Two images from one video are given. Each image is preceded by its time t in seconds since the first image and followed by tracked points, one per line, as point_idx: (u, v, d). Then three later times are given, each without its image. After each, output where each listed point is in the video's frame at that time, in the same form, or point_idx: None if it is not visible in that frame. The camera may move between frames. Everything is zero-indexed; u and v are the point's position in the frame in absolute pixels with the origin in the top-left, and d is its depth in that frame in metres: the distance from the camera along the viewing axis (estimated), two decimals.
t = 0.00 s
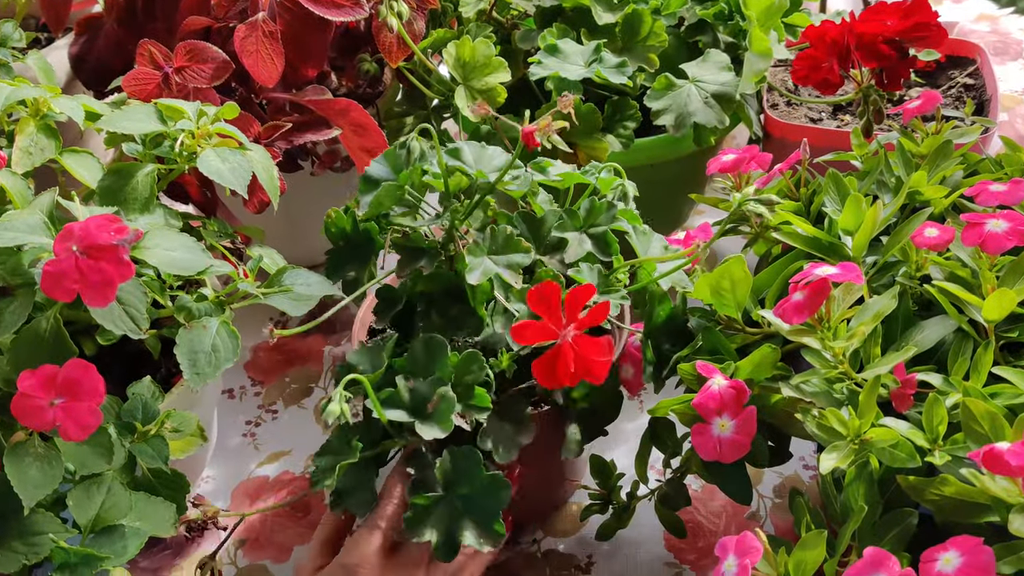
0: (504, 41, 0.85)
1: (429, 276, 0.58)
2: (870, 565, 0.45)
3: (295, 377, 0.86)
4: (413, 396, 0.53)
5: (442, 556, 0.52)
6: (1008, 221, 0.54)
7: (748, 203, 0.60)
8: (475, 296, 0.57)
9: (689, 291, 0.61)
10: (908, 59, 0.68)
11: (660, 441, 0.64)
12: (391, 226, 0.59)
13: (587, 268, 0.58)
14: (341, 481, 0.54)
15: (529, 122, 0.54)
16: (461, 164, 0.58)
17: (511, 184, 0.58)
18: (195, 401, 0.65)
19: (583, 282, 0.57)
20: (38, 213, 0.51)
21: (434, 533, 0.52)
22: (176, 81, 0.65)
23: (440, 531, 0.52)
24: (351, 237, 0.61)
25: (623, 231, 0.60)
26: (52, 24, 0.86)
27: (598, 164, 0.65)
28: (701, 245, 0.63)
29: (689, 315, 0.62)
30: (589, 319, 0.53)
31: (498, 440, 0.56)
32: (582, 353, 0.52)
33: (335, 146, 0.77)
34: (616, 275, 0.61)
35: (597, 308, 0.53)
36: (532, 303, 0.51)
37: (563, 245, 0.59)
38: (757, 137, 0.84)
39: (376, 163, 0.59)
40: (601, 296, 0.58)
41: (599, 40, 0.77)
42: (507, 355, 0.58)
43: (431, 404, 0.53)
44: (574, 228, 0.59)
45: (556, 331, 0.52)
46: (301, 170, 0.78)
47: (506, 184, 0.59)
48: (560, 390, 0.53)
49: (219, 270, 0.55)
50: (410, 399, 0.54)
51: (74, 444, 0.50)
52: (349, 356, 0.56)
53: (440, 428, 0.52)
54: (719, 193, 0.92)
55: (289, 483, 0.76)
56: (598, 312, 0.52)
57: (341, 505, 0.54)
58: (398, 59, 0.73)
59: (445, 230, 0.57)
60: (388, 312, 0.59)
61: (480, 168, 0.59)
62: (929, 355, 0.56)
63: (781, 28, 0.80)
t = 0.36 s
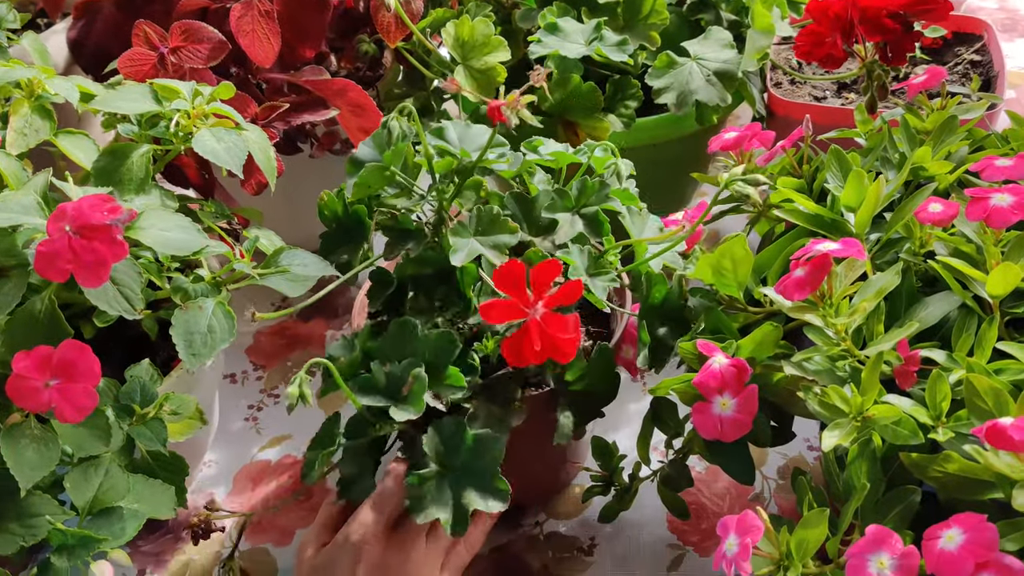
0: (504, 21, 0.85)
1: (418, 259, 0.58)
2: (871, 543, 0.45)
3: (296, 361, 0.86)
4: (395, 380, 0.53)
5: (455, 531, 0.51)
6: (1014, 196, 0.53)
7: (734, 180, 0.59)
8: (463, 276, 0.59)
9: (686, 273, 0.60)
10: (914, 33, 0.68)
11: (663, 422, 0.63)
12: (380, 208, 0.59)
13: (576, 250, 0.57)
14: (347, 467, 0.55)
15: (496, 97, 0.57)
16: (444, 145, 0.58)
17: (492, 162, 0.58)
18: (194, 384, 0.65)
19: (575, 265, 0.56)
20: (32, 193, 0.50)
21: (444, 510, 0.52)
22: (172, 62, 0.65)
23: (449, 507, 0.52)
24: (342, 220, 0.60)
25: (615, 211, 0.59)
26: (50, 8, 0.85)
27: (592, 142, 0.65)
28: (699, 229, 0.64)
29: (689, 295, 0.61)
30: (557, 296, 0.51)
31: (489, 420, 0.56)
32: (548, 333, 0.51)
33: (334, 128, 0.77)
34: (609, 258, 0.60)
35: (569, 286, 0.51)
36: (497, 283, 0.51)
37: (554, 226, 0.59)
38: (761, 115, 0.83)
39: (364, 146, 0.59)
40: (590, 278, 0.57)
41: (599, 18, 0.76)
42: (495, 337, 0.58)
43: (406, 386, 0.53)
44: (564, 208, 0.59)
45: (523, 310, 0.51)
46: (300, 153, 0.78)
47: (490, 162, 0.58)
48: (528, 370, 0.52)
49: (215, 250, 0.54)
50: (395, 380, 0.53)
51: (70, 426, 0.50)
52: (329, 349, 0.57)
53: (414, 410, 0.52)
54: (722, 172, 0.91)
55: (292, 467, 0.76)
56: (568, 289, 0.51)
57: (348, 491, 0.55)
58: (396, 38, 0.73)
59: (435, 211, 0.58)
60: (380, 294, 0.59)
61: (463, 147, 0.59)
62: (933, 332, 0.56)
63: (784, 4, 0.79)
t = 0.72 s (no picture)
0: (497, 20, 0.85)
1: (415, 254, 0.58)
2: (860, 540, 0.44)
3: (290, 360, 0.86)
4: (398, 374, 0.53)
5: (419, 533, 0.52)
6: (1003, 192, 0.53)
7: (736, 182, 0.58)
8: (461, 275, 0.57)
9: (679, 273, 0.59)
10: (904, 30, 0.67)
11: (655, 421, 0.63)
12: (378, 201, 0.58)
13: (573, 250, 0.58)
14: (331, 451, 0.56)
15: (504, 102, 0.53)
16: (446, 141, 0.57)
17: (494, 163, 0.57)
18: (186, 383, 0.65)
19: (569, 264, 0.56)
20: (20, 192, 0.50)
21: (413, 509, 0.52)
22: (163, 61, 0.65)
23: (418, 507, 0.52)
24: (338, 211, 0.59)
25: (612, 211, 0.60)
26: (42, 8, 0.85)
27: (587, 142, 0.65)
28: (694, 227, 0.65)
29: (681, 292, 0.61)
30: (569, 303, 0.52)
31: (478, 417, 0.56)
32: (562, 339, 0.51)
33: (326, 127, 0.77)
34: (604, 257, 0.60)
35: (579, 293, 0.52)
36: (511, 287, 0.51)
37: (551, 224, 0.59)
38: (754, 113, 0.83)
39: (363, 139, 0.59)
40: (588, 278, 0.57)
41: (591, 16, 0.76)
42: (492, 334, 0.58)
43: (409, 379, 0.53)
44: (561, 207, 0.60)
45: (536, 314, 0.51)
46: (293, 152, 0.78)
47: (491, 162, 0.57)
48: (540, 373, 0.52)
49: (204, 249, 0.54)
50: (397, 373, 0.53)
51: (59, 426, 0.50)
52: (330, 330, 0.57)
53: (414, 403, 0.51)
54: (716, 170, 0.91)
55: (285, 465, 0.76)
56: (579, 296, 0.52)
57: (331, 475, 0.56)
58: (388, 37, 0.72)
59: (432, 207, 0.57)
60: (374, 288, 0.58)
61: (465, 145, 0.58)
62: (922, 328, 0.56)
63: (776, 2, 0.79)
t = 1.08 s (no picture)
0: (496, 20, 0.84)
1: (423, 243, 0.58)
2: (861, 539, 0.44)
3: (291, 361, 0.86)
4: (415, 353, 0.52)
5: (423, 519, 0.51)
6: (1003, 189, 0.53)
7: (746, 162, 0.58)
8: (471, 263, 0.57)
9: (684, 268, 0.59)
10: (903, 28, 0.67)
11: (656, 420, 0.63)
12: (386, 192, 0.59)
13: (583, 237, 0.58)
14: (330, 441, 0.54)
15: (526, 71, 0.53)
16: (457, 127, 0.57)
17: (507, 150, 0.57)
18: (186, 385, 0.65)
19: (580, 247, 0.56)
20: (18, 196, 0.50)
21: (417, 495, 0.52)
22: (160, 63, 0.65)
23: (423, 493, 0.52)
24: (344, 206, 0.60)
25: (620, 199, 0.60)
26: (41, 11, 0.85)
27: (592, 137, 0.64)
28: (697, 224, 0.64)
29: (683, 291, 0.61)
30: (591, 281, 0.52)
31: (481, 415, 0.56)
32: (584, 317, 0.51)
33: (325, 127, 0.77)
34: (611, 244, 0.60)
35: (601, 273, 0.51)
36: (535, 265, 0.51)
37: (560, 214, 0.58)
38: (753, 112, 0.83)
39: (371, 128, 0.58)
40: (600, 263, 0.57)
41: (590, 15, 0.76)
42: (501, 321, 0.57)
43: (423, 359, 0.52)
44: (570, 198, 0.59)
45: (558, 294, 0.51)
46: (292, 153, 0.78)
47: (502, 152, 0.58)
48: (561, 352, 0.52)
49: (203, 251, 0.54)
50: (413, 353, 0.52)
51: (59, 429, 0.50)
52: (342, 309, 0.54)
53: (433, 382, 0.51)
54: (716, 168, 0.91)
55: (287, 467, 0.76)
56: (602, 276, 0.51)
57: (329, 465, 0.54)
58: (386, 38, 0.72)
59: (441, 196, 0.57)
60: (378, 279, 0.59)
61: (476, 132, 0.58)
62: (923, 326, 0.56)
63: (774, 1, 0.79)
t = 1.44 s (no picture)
0: (501, 18, 0.85)
1: (427, 241, 0.58)
2: (868, 536, 0.44)
3: (296, 360, 0.86)
4: (427, 339, 0.52)
5: (427, 507, 0.51)
6: (1010, 184, 0.52)
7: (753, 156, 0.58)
8: (480, 255, 0.58)
9: (690, 263, 0.59)
10: (909, 23, 0.67)
11: (662, 418, 0.62)
12: (395, 184, 0.59)
13: (590, 229, 0.58)
14: (334, 427, 0.54)
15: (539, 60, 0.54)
16: (468, 120, 0.58)
17: (515, 142, 0.58)
18: (192, 383, 0.65)
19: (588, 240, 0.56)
20: (24, 194, 0.50)
21: (422, 482, 0.51)
22: (165, 61, 0.65)
23: (428, 481, 0.52)
24: (353, 199, 0.60)
25: (629, 196, 0.59)
26: (45, 11, 0.86)
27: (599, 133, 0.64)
28: (704, 219, 0.64)
29: (689, 287, 0.60)
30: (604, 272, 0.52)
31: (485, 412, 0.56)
32: (596, 307, 0.51)
33: (330, 125, 0.77)
34: (619, 238, 0.60)
35: (615, 264, 0.51)
36: (547, 254, 0.51)
37: (568, 208, 0.58)
38: (759, 108, 0.83)
39: (382, 120, 0.58)
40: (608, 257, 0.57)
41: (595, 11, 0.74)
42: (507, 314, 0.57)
43: (434, 345, 0.51)
44: (578, 193, 0.59)
45: (569, 284, 0.51)
46: (296, 152, 0.78)
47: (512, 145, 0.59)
48: (570, 343, 0.52)
49: (208, 248, 0.54)
50: (425, 339, 0.52)
51: (66, 426, 0.50)
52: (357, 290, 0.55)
53: (444, 367, 0.50)
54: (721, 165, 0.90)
55: (292, 465, 0.76)
56: (614, 267, 0.51)
57: (332, 451, 0.54)
58: (390, 36, 0.72)
59: (450, 189, 0.58)
60: (387, 266, 0.60)
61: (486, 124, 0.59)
62: (931, 322, 0.55)
63: None
